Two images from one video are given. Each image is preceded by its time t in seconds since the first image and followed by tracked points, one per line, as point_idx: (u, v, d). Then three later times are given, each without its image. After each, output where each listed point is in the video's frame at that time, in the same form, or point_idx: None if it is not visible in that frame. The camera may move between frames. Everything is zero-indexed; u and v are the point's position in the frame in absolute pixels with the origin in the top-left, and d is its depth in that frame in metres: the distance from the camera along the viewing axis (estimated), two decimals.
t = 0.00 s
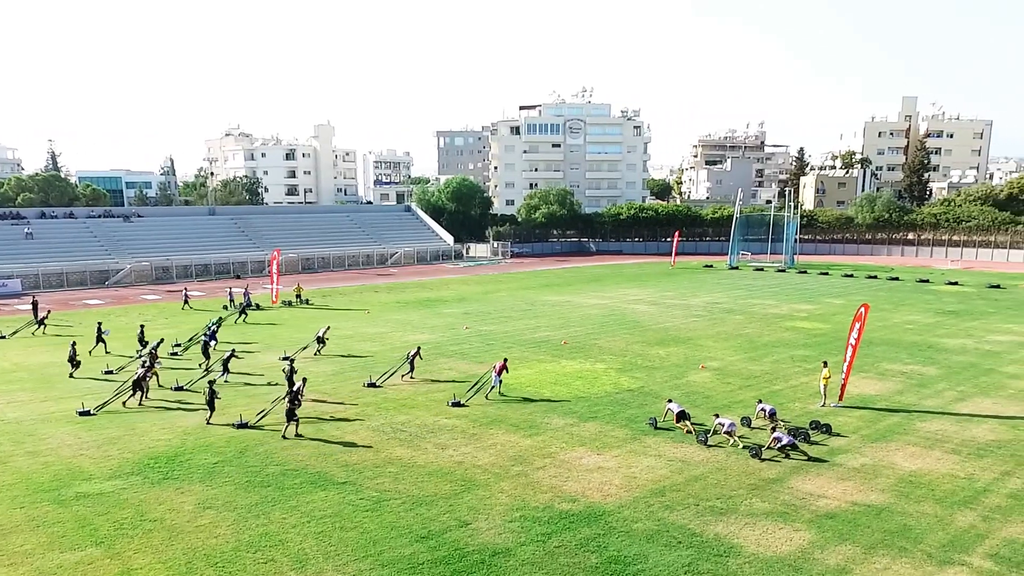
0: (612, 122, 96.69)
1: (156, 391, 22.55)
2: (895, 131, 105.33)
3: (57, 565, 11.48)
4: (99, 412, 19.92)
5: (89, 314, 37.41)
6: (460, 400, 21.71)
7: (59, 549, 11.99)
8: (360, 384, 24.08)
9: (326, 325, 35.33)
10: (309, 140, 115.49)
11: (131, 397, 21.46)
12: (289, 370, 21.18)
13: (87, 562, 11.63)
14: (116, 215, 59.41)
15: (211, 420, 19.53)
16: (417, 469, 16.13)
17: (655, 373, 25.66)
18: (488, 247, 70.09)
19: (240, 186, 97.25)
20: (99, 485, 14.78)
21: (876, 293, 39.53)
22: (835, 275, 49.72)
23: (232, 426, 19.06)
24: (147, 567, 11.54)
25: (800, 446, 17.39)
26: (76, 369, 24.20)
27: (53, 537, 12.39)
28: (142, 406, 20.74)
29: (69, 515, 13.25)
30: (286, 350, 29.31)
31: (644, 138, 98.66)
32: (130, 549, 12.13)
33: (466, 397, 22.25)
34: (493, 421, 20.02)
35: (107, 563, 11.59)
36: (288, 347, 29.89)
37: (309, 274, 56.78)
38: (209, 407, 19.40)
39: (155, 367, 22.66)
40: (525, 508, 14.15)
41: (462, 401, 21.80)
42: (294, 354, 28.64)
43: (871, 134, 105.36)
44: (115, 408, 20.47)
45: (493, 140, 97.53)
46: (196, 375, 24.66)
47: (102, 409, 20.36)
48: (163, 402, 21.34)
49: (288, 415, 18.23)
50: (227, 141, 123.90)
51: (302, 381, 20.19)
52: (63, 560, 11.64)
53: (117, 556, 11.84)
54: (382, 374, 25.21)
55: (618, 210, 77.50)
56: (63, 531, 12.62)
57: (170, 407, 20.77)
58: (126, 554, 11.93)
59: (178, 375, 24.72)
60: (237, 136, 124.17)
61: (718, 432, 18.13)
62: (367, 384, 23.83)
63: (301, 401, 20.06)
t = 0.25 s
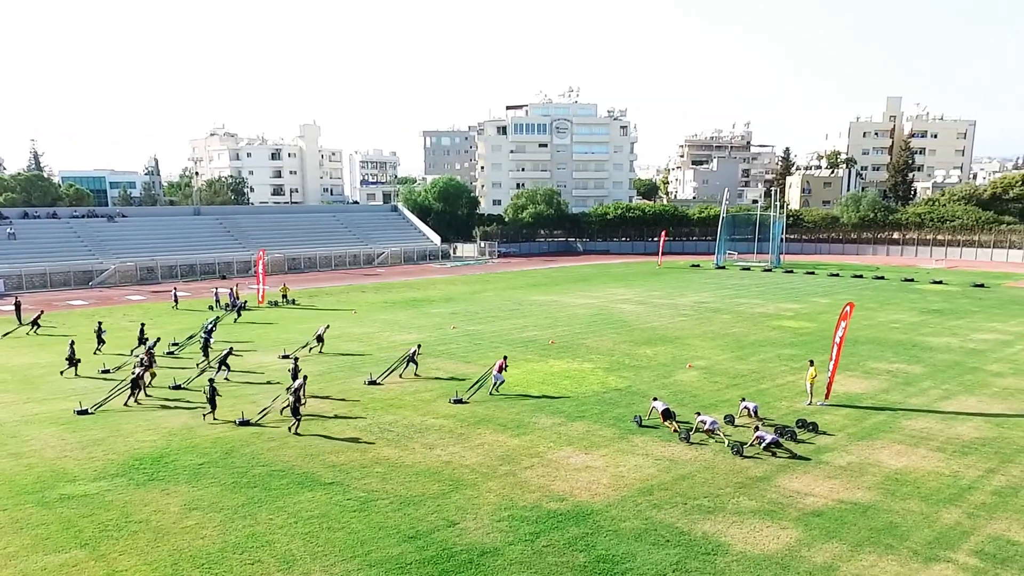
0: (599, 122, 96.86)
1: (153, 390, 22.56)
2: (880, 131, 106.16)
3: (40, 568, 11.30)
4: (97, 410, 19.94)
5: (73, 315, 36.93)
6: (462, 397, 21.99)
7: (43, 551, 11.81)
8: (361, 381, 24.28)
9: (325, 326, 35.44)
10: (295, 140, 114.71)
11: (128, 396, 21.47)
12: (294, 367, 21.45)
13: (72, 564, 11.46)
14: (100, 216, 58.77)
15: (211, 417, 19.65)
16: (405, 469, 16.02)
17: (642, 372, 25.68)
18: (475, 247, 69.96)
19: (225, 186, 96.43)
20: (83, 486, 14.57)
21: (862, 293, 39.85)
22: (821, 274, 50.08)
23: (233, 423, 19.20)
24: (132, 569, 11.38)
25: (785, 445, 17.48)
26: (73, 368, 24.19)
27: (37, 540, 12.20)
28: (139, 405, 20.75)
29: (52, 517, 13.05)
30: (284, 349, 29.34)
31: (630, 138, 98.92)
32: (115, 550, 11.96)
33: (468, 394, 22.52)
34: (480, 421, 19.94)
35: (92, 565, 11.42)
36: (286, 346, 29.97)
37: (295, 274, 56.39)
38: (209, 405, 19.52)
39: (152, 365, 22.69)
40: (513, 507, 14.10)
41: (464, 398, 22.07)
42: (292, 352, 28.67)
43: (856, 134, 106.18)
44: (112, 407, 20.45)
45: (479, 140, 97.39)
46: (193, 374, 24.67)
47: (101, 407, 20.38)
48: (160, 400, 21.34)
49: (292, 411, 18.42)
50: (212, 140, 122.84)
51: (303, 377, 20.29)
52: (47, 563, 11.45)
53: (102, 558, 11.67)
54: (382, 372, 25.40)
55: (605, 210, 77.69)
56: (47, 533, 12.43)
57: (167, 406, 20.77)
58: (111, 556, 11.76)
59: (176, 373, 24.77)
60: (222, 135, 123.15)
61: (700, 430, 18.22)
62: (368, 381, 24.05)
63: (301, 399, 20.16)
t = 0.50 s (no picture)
0: (585, 122, 96.99)
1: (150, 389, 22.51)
2: (864, 131, 107.16)
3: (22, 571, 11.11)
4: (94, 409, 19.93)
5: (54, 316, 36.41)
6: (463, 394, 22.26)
7: (26, 553, 11.63)
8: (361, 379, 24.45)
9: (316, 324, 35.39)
10: (280, 140, 113.90)
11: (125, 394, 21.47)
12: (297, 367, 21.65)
13: (55, 566, 11.28)
14: (83, 216, 58.02)
15: (211, 415, 19.78)
16: (391, 470, 15.90)
17: (629, 371, 25.71)
18: (461, 246, 69.83)
19: (210, 186, 95.57)
20: (66, 488, 14.35)
21: (846, 292, 40.19)
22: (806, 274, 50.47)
23: (232, 421, 19.28)
24: (116, 571, 11.22)
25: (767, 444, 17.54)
26: (70, 366, 24.18)
27: (19, 542, 12.00)
28: (136, 403, 20.70)
29: (35, 519, 12.84)
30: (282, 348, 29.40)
31: (616, 138, 99.15)
32: (99, 552, 11.79)
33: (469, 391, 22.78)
34: (467, 421, 19.86)
35: (76, 567, 11.26)
36: (282, 345, 30.01)
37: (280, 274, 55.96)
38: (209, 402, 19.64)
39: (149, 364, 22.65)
40: (500, 507, 14.04)
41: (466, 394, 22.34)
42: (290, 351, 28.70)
43: (840, 134, 107.03)
44: (109, 406, 20.40)
45: (465, 140, 97.21)
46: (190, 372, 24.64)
47: (98, 405, 20.39)
48: (157, 399, 21.30)
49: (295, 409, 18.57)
50: (196, 140, 121.71)
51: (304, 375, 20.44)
52: (29, 566, 11.27)
53: (86, 560, 11.50)
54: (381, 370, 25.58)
55: (591, 210, 77.88)
56: (29, 535, 12.24)
57: (165, 404, 20.74)
58: (95, 557, 11.60)
59: (173, 372, 24.74)
60: (205, 135, 122.06)
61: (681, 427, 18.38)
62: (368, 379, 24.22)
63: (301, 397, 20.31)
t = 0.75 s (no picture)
0: (570, 122, 97.07)
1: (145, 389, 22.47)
2: (847, 131, 108.11)
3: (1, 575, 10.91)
4: (90, 409, 19.89)
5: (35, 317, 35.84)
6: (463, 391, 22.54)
7: (6, 557, 11.45)
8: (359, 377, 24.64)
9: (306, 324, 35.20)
10: (264, 140, 112.95)
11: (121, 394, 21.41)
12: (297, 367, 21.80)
13: (37, 569, 11.11)
14: (64, 216, 57.22)
15: (209, 413, 19.86)
16: (377, 470, 15.77)
17: (615, 371, 25.73)
18: (447, 247, 69.66)
19: (193, 186, 94.58)
20: (47, 490, 14.12)
21: (830, 291, 40.52)
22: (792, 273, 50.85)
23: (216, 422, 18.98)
24: (99, 573, 11.07)
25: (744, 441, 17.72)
26: (67, 367, 24.12)
27: None
28: (132, 403, 20.66)
29: (16, 522, 12.65)
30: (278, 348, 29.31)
31: (601, 138, 99.33)
32: (83, 554, 11.64)
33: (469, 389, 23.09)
34: (453, 420, 19.75)
35: (58, 570, 11.09)
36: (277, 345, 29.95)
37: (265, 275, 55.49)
38: (208, 401, 19.70)
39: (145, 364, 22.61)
40: (487, 507, 13.97)
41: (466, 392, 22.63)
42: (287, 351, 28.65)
43: (825, 135, 107.90)
44: (106, 405, 20.37)
45: (450, 139, 96.92)
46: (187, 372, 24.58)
47: (94, 405, 20.32)
48: (153, 399, 21.26)
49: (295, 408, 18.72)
50: (179, 139, 120.43)
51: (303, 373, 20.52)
52: (10, 569, 11.10)
53: (68, 562, 11.35)
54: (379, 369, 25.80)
55: (576, 210, 78.00)
56: (11, 538, 12.07)
57: (161, 404, 20.70)
58: (78, 559, 11.46)
59: (168, 372, 24.66)
60: (189, 135, 120.78)
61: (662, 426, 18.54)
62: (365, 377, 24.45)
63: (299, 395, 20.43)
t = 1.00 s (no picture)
0: (552, 122, 97.17)
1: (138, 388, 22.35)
2: (827, 132, 109.39)
3: None
4: (83, 408, 19.77)
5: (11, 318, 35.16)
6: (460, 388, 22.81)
7: None
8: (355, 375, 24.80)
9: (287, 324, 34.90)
10: (245, 139, 111.87)
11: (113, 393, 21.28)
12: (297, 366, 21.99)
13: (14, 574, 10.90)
14: (41, 216, 56.22)
15: (206, 411, 19.88)
16: (360, 471, 15.61)
17: (598, 370, 25.76)
18: (430, 246, 69.40)
19: (173, 186, 93.41)
20: (24, 493, 13.84)
21: (811, 290, 40.91)
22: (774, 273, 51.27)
23: (197, 424, 18.70)
24: None
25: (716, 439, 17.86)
26: (59, 366, 23.99)
27: None
28: (125, 402, 20.54)
29: None
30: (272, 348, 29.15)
31: (584, 138, 99.55)
32: (61, 558, 11.44)
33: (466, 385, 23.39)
34: (436, 420, 19.63)
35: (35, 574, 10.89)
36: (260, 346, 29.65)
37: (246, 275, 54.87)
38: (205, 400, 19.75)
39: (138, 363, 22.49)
40: (471, 506, 13.88)
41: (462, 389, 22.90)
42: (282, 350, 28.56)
43: (805, 135, 108.99)
44: (99, 405, 20.25)
45: (432, 139, 96.65)
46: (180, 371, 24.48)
47: (87, 404, 20.20)
48: (146, 398, 21.15)
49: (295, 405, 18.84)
50: (158, 139, 118.96)
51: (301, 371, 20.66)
52: None
53: (46, 567, 11.15)
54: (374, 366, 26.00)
55: (559, 210, 78.09)
56: None
57: (155, 403, 20.61)
58: (56, 563, 11.26)
59: (161, 372, 24.55)
60: (168, 134, 119.33)
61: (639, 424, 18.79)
62: (361, 375, 24.63)
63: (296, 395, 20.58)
